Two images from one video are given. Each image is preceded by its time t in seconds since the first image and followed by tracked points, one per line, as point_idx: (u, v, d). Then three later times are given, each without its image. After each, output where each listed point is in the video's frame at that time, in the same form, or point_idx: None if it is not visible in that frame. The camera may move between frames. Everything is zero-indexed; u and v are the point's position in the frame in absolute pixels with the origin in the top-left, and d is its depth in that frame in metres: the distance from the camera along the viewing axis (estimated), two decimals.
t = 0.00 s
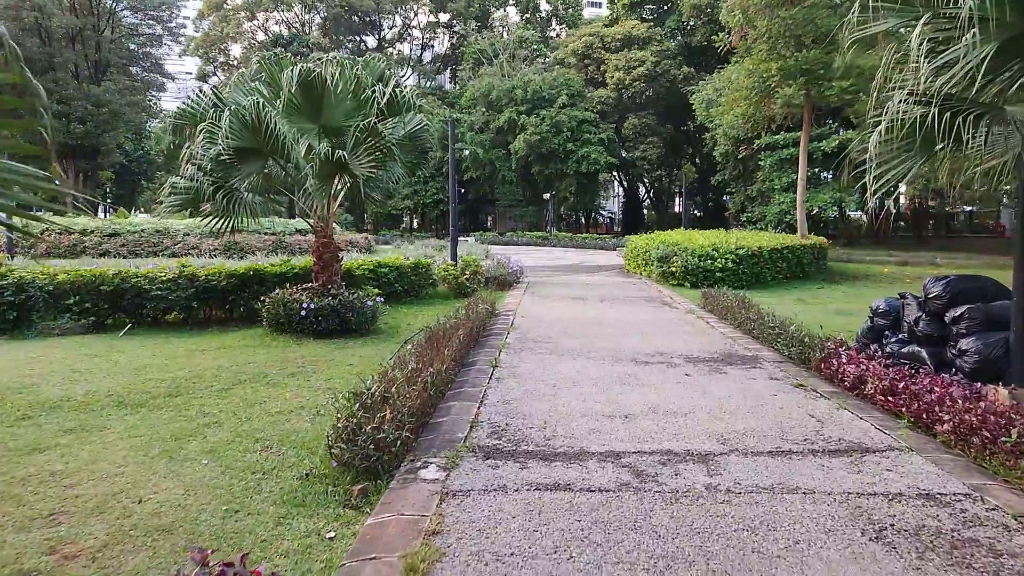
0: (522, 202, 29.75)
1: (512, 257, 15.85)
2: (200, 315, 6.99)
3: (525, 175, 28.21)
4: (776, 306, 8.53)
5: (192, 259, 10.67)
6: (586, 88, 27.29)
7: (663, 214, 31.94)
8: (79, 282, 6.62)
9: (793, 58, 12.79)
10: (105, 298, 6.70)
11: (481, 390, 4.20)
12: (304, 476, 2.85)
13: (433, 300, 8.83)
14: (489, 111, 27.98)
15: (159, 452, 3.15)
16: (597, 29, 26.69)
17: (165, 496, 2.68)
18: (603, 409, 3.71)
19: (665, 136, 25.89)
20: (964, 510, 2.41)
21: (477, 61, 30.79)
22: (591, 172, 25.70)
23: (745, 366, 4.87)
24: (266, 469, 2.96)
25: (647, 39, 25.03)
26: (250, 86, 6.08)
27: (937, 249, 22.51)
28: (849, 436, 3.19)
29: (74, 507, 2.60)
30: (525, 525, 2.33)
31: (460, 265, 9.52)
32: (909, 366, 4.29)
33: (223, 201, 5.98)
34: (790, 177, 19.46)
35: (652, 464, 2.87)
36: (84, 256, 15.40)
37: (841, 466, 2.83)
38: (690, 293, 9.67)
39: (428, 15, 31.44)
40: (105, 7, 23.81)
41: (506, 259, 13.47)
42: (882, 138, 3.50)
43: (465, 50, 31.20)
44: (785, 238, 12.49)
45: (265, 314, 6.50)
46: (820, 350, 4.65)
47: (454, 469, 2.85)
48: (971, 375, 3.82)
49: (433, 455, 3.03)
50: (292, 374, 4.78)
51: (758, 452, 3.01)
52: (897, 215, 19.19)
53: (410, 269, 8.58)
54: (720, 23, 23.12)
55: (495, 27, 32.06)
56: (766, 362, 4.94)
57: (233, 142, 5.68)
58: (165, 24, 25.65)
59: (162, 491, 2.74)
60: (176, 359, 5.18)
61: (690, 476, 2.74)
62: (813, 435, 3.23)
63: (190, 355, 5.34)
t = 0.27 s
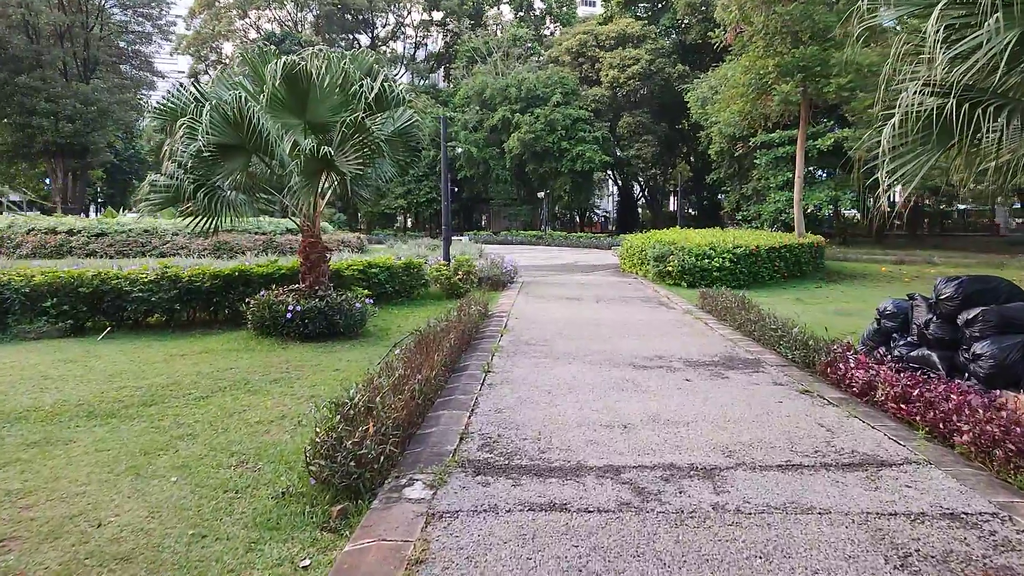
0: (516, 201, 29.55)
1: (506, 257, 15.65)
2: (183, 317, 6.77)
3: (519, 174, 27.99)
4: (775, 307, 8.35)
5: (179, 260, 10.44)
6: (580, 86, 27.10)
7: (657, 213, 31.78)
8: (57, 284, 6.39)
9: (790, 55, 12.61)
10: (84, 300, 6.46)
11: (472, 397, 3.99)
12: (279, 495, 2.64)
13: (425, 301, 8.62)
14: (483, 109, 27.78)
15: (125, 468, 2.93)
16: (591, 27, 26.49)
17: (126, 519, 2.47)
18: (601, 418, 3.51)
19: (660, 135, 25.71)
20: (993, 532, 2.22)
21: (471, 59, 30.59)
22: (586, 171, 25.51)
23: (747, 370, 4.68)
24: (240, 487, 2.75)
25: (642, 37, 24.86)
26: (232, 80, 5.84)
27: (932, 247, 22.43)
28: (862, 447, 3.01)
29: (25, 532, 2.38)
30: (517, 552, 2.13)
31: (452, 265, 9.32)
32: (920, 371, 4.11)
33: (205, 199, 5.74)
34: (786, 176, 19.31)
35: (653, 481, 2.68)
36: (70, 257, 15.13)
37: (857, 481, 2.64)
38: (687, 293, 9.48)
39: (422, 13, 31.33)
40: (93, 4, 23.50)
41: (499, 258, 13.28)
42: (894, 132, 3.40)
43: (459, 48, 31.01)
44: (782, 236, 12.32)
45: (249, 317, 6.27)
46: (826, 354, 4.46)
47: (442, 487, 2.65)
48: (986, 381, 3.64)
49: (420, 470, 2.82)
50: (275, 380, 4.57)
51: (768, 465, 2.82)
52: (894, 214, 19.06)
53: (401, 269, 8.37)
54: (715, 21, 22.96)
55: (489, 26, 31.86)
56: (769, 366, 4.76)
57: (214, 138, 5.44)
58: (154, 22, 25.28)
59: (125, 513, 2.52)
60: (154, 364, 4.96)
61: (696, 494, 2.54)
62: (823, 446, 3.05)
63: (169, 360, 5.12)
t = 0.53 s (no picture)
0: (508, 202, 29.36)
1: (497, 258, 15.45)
2: (161, 320, 6.54)
3: (512, 175, 27.80)
4: (769, 309, 8.20)
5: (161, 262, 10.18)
6: (572, 87, 26.95)
7: (650, 214, 31.67)
8: (28, 286, 6.14)
9: (783, 54, 12.48)
10: (57, 302, 6.22)
11: (457, 404, 3.80)
12: (243, 513, 2.44)
13: (413, 302, 8.42)
14: (474, 110, 27.60)
15: (80, 484, 2.72)
16: (584, 28, 26.34)
17: (74, 542, 2.26)
18: (591, 427, 3.33)
19: (652, 136, 25.57)
20: (1015, 555, 2.05)
21: (463, 60, 30.44)
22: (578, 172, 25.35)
23: (744, 374, 4.51)
24: (202, 504, 2.55)
25: (634, 38, 24.74)
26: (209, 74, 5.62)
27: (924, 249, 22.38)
28: (868, 459, 2.83)
29: None
30: None
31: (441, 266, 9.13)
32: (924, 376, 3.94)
33: (181, 198, 5.52)
34: (779, 177, 19.20)
35: (647, 496, 2.50)
36: (53, 258, 14.83)
37: (865, 498, 2.46)
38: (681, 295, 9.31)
39: (414, 13, 31.29)
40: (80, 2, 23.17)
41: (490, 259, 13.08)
42: (901, 124, 3.29)
43: (450, 49, 30.86)
44: (776, 237, 12.19)
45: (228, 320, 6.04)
46: (827, 358, 4.29)
47: (419, 504, 2.46)
48: (993, 387, 3.47)
49: (397, 485, 2.63)
50: (251, 386, 4.36)
51: (769, 479, 2.64)
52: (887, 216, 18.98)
53: (388, 270, 8.17)
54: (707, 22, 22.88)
55: (481, 26, 31.72)
56: (766, 370, 4.59)
57: (190, 133, 5.22)
58: (142, 20, 24.93)
59: (73, 535, 2.32)
60: (125, 370, 4.73)
61: (693, 511, 2.36)
62: (827, 457, 2.87)
63: (142, 365, 4.90)
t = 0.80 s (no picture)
0: (500, 200, 29.14)
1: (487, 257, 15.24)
2: (135, 324, 6.29)
3: (503, 173, 27.57)
4: (763, 309, 8.03)
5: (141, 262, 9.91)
6: (564, 85, 26.74)
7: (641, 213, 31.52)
8: None
9: (776, 50, 12.32)
10: (25, 305, 5.95)
11: (439, 415, 3.59)
12: (196, 545, 2.22)
13: (399, 304, 8.20)
14: (465, 108, 27.37)
15: (21, 511, 2.50)
16: (575, 25, 26.14)
17: None
18: (580, 441, 3.13)
19: (644, 134, 25.37)
20: None
21: (453, 57, 30.22)
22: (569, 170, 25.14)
23: (740, 381, 4.32)
24: (153, 533, 2.33)
25: (625, 35, 24.57)
26: (182, 67, 5.37)
27: (916, 247, 22.33)
28: (875, 477, 2.64)
29: None
30: None
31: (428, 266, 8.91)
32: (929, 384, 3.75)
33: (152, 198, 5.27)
34: (772, 175, 19.08)
35: (639, 522, 2.29)
36: (33, 258, 14.51)
37: (875, 523, 2.27)
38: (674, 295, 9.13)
39: (404, 10, 31.28)
40: None
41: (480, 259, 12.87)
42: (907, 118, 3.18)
43: (441, 46, 30.65)
44: (769, 236, 12.04)
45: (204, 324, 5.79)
46: (827, 364, 4.10)
47: (391, 533, 2.25)
48: (1002, 397, 3.28)
49: (368, 510, 2.42)
50: (223, 395, 4.14)
51: (771, 501, 2.44)
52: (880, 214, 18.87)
53: (372, 270, 7.95)
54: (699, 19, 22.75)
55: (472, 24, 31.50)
56: (763, 376, 4.41)
57: (160, 130, 4.98)
58: (127, 16, 24.49)
59: (5, 572, 2.09)
60: (90, 379, 4.49)
61: (689, 540, 2.16)
62: (832, 475, 2.68)
63: (109, 373, 4.66)
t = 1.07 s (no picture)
0: (495, 201, 28.93)
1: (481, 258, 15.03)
2: (113, 328, 6.06)
3: (498, 174, 27.36)
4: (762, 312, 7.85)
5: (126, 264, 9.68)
6: (559, 85, 26.55)
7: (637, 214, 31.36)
8: None
9: (774, 49, 12.14)
10: None
11: (423, 428, 3.38)
12: None
13: (389, 306, 7.99)
14: (460, 108, 27.17)
15: None
16: (571, 24, 25.95)
17: None
18: (572, 457, 2.92)
19: (640, 134, 25.17)
20: None
21: (448, 57, 30.01)
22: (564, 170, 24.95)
23: (741, 389, 4.13)
24: (101, 566, 2.11)
25: (621, 35, 24.39)
26: (155, 61, 5.17)
27: (912, 248, 22.22)
28: (893, 500, 2.44)
29: None
30: None
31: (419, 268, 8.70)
32: (941, 394, 3.56)
33: (127, 198, 5.06)
34: (768, 176, 18.93)
35: (636, 552, 2.09)
36: (19, 259, 14.24)
37: (895, 553, 2.07)
38: (671, 298, 8.94)
39: (399, 9, 31.13)
40: None
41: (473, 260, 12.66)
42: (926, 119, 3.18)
43: (436, 46, 30.45)
44: (767, 237, 11.86)
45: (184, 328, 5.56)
46: (833, 372, 3.90)
47: (362, 567, 2.04)
48: (1018, 409, 3.08)
49: (338, 539, 2.21)
50: (198, 405, 3.92)
51: (780, 528, 2.23)
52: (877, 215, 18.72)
53: (361, 272, 7.74)
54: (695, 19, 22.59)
55: (467, 23, 31.30)
56: (765, 384, 4.21)
57: (132, 125, 4.78)
58: (118, 14, 24.20)
59: None
60: (58, 387, 4.26)
61: None
62: (845, 497, 2.48)
63: (79, 381, 4.43)
